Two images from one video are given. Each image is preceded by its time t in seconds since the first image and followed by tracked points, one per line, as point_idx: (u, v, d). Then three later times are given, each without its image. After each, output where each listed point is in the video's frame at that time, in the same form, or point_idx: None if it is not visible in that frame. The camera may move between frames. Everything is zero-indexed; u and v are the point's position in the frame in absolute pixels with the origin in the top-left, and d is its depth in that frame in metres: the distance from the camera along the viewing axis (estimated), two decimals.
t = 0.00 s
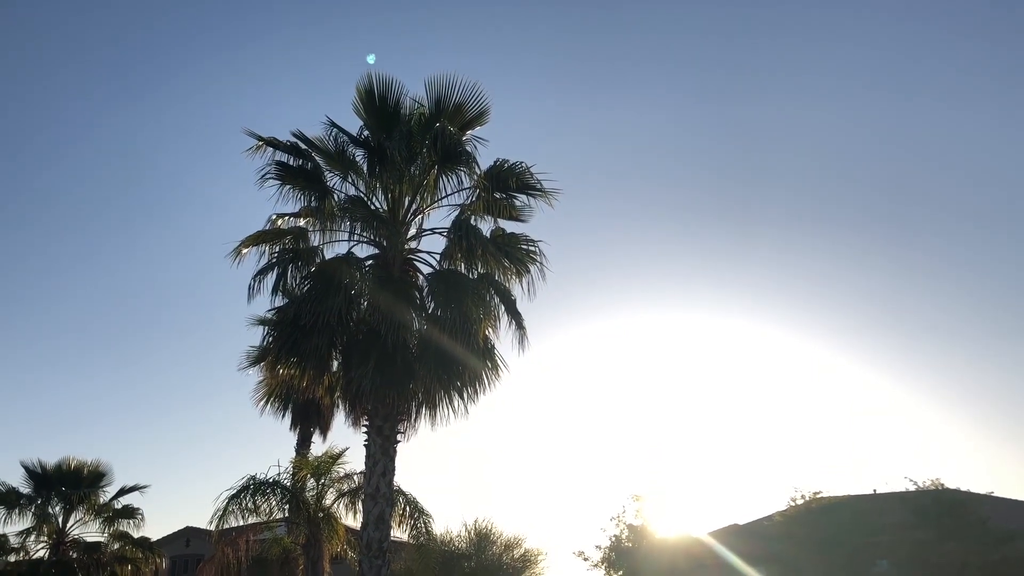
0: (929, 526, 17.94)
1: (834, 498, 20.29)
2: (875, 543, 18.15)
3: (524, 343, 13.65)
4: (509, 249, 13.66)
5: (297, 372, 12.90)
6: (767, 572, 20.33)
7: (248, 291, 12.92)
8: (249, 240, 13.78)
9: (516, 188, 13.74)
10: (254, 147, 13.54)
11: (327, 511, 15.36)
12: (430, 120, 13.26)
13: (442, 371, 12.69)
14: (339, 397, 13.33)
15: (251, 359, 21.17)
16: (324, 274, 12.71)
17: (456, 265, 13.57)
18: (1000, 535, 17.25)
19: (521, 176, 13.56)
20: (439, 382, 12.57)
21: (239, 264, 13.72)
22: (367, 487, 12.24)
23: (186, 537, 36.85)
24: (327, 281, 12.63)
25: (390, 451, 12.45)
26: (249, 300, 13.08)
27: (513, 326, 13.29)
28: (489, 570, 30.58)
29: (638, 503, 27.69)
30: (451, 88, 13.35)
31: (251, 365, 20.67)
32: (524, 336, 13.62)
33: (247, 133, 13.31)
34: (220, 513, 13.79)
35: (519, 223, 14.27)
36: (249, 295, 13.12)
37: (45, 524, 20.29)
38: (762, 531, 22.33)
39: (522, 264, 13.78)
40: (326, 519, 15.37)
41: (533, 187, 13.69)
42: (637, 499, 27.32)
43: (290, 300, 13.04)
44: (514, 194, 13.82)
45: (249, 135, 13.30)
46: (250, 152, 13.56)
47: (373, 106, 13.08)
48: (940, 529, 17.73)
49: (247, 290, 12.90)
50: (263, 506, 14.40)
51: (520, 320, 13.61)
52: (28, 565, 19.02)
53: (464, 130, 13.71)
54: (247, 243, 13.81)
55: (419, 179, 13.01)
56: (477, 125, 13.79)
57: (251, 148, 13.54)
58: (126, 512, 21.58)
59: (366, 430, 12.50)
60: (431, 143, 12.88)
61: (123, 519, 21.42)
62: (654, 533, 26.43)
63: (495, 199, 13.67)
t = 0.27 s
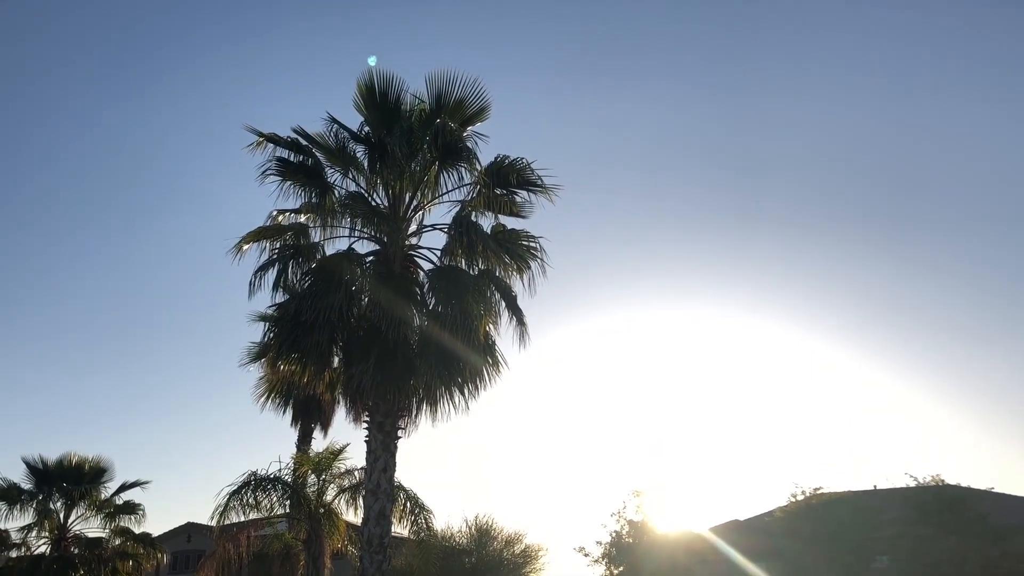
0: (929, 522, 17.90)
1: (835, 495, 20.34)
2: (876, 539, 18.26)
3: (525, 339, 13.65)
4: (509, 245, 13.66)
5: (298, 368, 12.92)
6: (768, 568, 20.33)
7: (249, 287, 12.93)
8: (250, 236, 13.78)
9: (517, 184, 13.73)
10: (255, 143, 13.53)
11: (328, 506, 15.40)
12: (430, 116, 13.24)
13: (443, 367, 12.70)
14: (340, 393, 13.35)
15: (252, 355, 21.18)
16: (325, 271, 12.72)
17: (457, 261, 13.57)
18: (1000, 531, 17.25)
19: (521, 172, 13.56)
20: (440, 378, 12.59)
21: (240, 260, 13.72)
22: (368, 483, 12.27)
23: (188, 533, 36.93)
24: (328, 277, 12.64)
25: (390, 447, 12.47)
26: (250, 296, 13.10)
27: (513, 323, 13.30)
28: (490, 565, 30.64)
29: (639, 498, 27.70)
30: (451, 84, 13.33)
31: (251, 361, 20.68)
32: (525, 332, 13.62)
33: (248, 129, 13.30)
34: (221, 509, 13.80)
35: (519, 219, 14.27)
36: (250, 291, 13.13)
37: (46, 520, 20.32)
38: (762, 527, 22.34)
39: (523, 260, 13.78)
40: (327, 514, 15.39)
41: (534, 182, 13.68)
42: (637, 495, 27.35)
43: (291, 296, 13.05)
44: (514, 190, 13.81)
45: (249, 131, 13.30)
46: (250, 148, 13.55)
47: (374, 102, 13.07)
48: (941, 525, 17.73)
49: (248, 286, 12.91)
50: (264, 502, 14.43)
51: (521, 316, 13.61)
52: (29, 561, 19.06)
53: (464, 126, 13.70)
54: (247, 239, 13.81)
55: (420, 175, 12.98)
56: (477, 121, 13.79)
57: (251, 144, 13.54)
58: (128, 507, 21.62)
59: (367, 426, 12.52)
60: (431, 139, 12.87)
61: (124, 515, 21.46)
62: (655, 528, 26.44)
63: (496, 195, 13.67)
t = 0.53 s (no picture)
0: (931, 518, 17.86)
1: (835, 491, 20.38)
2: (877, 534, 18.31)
3: (526, 336, 13.65)
4: (511, 241, 13.65)
5: (299, 364, 12.93)
6: (769, 565, 20.34)
7: (250, 283, 12.94)
8: (251, 232, 13.78)
9: (518, 180, 13.72)
10: (256, 139, 13.52)
11: (329, 502, 15.42)
12: (431, 112, 13.23)
13: (444, 363, 12.70)
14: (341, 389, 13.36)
15: (253, 351, 21.18)
16: (326, 267, 12.72)
17: (458, 256, 13.56)
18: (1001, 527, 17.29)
19: (522, 168, 13.54)
20: (441, 374, 12.59)
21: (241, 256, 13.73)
22: (369, 478, 12.29)
23: (190, 529, 37.03)
24: (329, 273, 12.65)
25: (392, 442, 12.48)
26: (251, 292, 13.11)
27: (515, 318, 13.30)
28: (491, 561, 30.71)
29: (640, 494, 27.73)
30: (452, 79, 13.31)
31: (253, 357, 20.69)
32: (526, 328, 13.62)
33: (249, 125, 13.28)
34: (223, 505, 13.83)
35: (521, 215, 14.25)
36: (251, 287, 13.14)
37: (48, 516, 20.35)
38: (763, 523, 22.36)
39: (524, 256, 13.77)
40: (328, 510, 15.42)
41: (535, 178, 13.67)
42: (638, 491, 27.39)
43: (293, 292, 13.05)
44: (515, 186, 13.79)
45: (250, 127, 13.28)
46: (252, 144, 13.55)
47: (375, 98, 13.05)
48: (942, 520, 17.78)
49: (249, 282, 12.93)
50: (266, 497, 14.45)
51: (522, 312, 13.61)
52: (32, 556, 19.10)
53: (465, 122, 13.68)
54: (249, 236, 13.81)
55: (421, 171, 12.99)
56: (478, 117, 13.77)
57: (252, 140, 13.53)
58: (130, 503, 21.65)
59: (368, 422, 12.53)
60: (432, 135, 12.85)
61: (126, 511, 21.50)
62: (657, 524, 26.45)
63: (497, 190, 13.65)
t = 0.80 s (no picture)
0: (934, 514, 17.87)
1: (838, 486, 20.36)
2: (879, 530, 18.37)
3: (528, 332, 13.65)
4: (513, 237, 13.63)
5: (301, 360, 12.95)
6: (770, 560, 20.25)
7: (252, 279, 12.94)
8: (253, 228, 13.79)
9: (520, 175, 13.70)
10: (258, 135, 13.53)
11: (332, 498, 15.45)
12: (433, 108, 13.21)
13: (446, 359, 12.71)
14: (343, 385, 13.37)
15: (255, 347, 21.19)
16: (328, 263, 12.72)
17: (460, 252, 13.56)
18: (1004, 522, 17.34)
19: (524, 163, 13.52)
20: (444, 370, 12.59)
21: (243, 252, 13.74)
22: (371, 474, 12.30)
23: (192, 524, 37.09)
24: (331, 269, 12.64)
25: (394, 438, 12.49)
26: (253, 288, 13.12)
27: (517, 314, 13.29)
28: (493, 556, 30.76)
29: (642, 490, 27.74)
30: (454, 75, 13.29)
31: (255, 353, 20.70)
32: (528, 324, 13.62)
33: (250, 121, 13.28)
34: (225, 501, 13.87)
35: (523, 211, 14.24)
36: (253, 283, 13.15)
37: (51, 511, 20.39)
38: (766, 518, 22.38)
39: (526, 252, 13.76)
40: (330, 506, 15.44)
41: (537, 174, 13.65)
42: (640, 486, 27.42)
43: (295, 288, 13.06)
44: (517, 181, 13.78)
45: (252, 122, 13.28)
46: (254, 140, 13.55)
47: (377, 94, 13.03)
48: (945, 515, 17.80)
49: (251, 278, 12.93)
50: (268, 493, 14.48)
51: (524, 308, 13.60)
52: (35, 552, 19.15)
53: (467, 117, 13.66)
54: (250, 232, 13.82)
55: (423, 167, 12.91)
56: (480, 112, 13.74)
57: (254, 136, 13.53)
58: (132, 499, 21.69)
59: (371, 418, 12.53)
60: (434, 130, 12.83)
61: (128, 506, 21.54)
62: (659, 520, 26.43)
63: (499, 186, 13.64)
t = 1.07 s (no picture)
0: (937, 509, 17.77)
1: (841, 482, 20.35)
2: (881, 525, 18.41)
3: (531, 328, 13.64)
4: (515, 233, 13.62)
5: (304, 356, 12.95)
6: (773, 556, 20.41)
7: (255, 275, 12.95)
8: (256, 224, 13.78)
9: (522, 171, 13.68)
10: (260, 131, 13.51)
11: (335, 494, 15.46)
12: (436, 104, 13.18)
13: (448, 355, 12.70)
14: (346, 381, 13.37)
15: (258, 343, 21.21)
16: (330, 259, 12.71)
17: (463, 249, 13.55)
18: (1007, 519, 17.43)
19: (527, 159, 13.50)
20: (446, 366, 12.59)
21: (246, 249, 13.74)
22: (374, 470, 12.31)
23: (195, 521, 37.17)
24: (334, 265, 12.64)
25: (397, 434, 12.50)
26: (256, 284, 13.12)
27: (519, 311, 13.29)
28: (496, 552, 30.81)
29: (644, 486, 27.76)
30: (456, 71, 13.26)
31: (258, 349, 20.72)
32: (530, 320, 13.61)
33: (253, 117, 13.26)
34: (229, 497, 13.90)
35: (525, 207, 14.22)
36: (256, 279, 13.15)
37: (55, 507, 20.43)
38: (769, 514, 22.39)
39: (528, 248, 13.74)
40: (333, 502, 15.46)
41: (539, 170, 13.63)
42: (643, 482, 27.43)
43: (297, 284, 13.06)
44: (520, 177, 13.76)
45: (254, 119, 13.27)
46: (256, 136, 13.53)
47: (379, 90, 13.01)
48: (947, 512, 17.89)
49: (254, 275, 12.94)
50: (271, 489, 14.51)
51: (526, 304, 13.59)
52: (39, 548, 19.21)
53: (470, 113, 13.63)
54: (253, 228, 13.81)
55: (425, 163, 12.89)
56: (482, 108, 13.71)
57: (257, 133, 13.52)
58: (136, 495, 21.74)
59: (374, 414, 12.54)
60: (437, 126, 12.81)
61: (132, 502, 21.59)
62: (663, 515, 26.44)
63: (501, 182, 13.62)
